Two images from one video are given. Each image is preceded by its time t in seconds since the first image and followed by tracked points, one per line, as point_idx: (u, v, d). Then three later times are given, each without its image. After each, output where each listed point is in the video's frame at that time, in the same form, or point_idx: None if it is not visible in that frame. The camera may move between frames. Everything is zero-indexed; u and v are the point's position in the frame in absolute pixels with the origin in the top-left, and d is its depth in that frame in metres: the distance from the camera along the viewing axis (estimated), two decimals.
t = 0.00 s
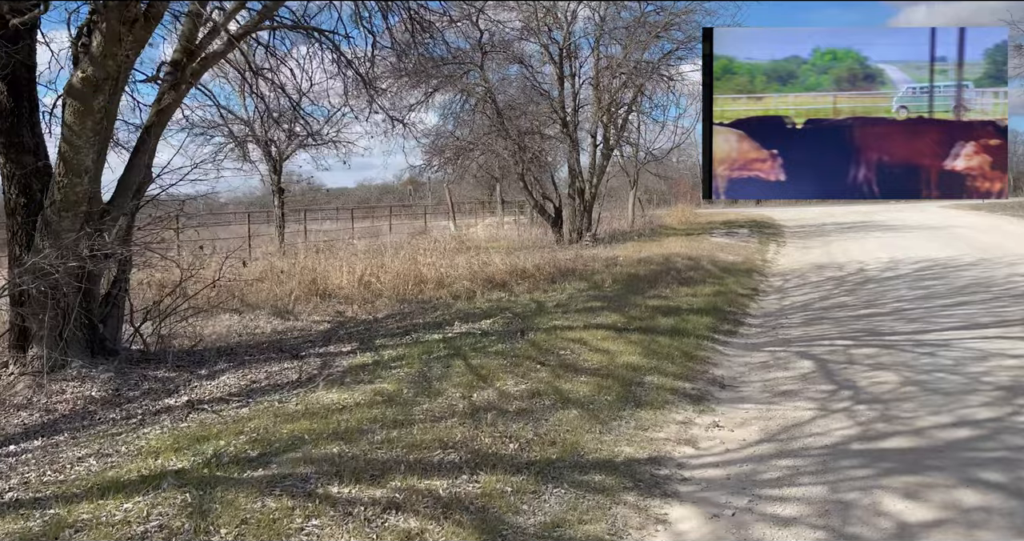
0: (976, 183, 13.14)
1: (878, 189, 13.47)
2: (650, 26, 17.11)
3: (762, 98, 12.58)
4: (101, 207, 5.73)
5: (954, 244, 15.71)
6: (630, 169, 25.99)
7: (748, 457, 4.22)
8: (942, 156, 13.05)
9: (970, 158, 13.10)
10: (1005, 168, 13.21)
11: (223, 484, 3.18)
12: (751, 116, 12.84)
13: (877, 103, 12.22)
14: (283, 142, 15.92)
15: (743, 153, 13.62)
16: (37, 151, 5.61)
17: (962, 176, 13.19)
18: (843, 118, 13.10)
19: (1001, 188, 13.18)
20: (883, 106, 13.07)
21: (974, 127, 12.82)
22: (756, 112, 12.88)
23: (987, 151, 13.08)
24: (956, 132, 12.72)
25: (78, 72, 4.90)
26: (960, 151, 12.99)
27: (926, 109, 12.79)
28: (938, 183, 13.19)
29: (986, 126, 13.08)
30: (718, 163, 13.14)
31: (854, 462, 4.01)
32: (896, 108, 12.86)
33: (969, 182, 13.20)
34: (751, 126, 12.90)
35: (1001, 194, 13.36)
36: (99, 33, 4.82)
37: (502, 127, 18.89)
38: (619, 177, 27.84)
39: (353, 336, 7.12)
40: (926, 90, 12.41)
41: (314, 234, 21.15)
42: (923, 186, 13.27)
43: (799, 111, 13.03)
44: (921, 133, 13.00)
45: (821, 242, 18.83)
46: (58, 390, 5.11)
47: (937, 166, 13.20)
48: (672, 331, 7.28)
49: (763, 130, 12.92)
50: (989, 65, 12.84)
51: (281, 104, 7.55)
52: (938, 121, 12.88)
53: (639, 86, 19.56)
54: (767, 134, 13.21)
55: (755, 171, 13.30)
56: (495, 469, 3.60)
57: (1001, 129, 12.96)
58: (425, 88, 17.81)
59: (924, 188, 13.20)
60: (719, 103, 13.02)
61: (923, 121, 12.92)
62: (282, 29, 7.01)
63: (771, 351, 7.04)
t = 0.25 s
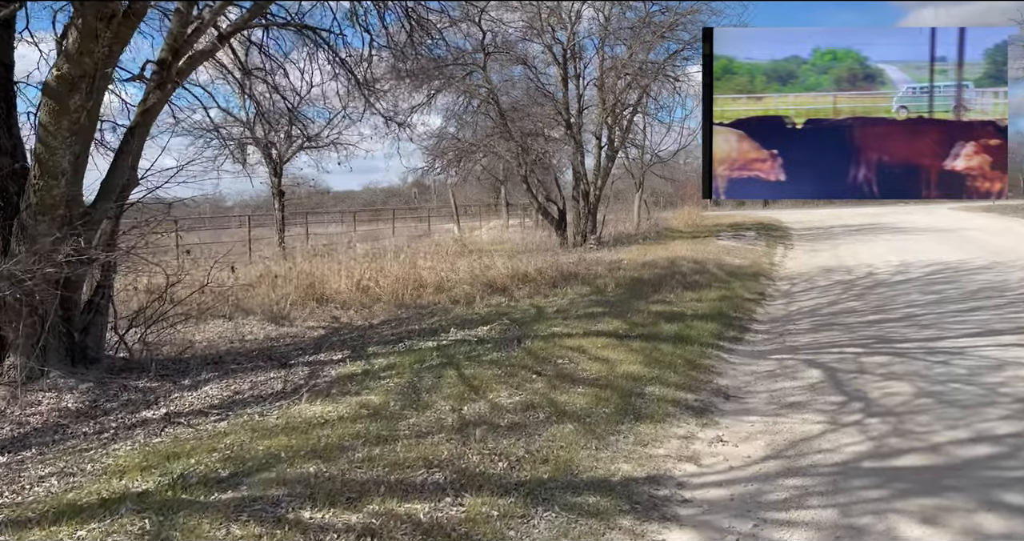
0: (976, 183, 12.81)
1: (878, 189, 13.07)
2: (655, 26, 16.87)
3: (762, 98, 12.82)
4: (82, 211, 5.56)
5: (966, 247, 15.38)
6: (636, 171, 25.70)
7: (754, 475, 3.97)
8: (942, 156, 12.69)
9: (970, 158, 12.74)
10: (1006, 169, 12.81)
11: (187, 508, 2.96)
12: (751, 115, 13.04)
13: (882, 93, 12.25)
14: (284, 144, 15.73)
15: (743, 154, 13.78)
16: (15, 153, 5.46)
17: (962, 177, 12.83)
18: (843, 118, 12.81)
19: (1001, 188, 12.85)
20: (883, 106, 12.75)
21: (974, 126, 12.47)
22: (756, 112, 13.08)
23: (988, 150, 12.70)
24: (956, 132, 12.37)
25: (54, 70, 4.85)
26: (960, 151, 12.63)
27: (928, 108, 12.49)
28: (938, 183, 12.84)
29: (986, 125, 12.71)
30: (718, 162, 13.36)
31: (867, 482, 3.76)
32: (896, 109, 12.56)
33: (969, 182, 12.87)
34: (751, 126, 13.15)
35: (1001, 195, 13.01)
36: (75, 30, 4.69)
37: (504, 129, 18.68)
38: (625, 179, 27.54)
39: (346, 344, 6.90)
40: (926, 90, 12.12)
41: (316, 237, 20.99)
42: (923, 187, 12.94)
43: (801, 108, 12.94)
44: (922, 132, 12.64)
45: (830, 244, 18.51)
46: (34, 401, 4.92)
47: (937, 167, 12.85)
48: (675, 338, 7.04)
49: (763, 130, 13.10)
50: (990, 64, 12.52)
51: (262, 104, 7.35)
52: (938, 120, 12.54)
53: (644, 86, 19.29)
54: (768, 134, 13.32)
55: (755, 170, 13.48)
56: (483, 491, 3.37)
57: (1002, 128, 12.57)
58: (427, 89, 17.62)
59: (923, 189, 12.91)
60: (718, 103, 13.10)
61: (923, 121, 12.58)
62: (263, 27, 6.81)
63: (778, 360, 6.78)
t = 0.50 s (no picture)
0: (976, 183, 12.69)
1: (878, 189, 12.94)
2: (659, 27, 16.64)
3: (762, 97, 12.32)
4: (61, 217, 5.38)
5: (977, 251, 15.08)
6: (641, 174, 25.46)
7: (756, 497, 3.74)
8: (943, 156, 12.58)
9: (970, 158, 12.61)
10: (1005, 168, 12.71)
11: None
12: (750, 116, 12.36)
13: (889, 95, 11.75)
14: (283, 147, 15.56)
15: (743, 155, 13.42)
16: None
17: (962, 177, 12.70)
18: (843, 118, 12.57)
19: (1000, 187, 12.76)
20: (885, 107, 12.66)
21: (974, 126, 12.33)
22: (755, 112, 12.44)
23: (988, 151, 12.58)
24: (957, 132, 12.23)
25: (25, 71, 4.65)
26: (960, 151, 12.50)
27: (929, 109, 12.24)
28: (938, 183, 12.68)
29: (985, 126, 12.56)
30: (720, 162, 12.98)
31: (877, 507, 3.53)
32: (897, 109, 12.33)
33: (969, 182, 12.74)
34: (751, 126, 12.45)
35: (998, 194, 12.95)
36: (47, 30, 4.54)
37: (507, 131, 18.50)
38: (630, 182, 27.30)
39: (337, 352, 6.70)
40: (926, 90, 11.87)
41: (317, 241, 20.86)
42: (923, 187, 12.79)
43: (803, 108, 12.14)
44: (922, 132, 12.49)
45: (838, 248, 18.22)
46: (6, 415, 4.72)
47: (937, 167, 12.71)
48: (676, 347, 6.81)
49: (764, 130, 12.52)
50: (990, 64, 12.33)
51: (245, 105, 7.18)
52: (938, 121, 12.39)
53: (649, 88, 19.05)
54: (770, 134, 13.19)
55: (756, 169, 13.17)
56: (465, 518, 3.15)
57: (1002, 129, 12.41)
58: (428, 91, 17.46)
59: (923, 189, 12.75)
60: (718, 104, 12.62)
61: (923, 121, 12.39)
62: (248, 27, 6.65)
63: (783, 370, 6.54)
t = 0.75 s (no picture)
0: (976, 183, 12.98)
1: (878, 189, 12.83)
2: (660, 27, 16.44)
3: (763, 97, 12.08)
4: (36, 218, 5.21)
5: (986, 253, 14.78)
6: (644, 176, 25.23)
7: (752, 516, 3.51)
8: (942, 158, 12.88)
9: (969, 158, 12.81)
10: (1005, 169, 12.85)
11: None
12: (750, 116, 12.02)
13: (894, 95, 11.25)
14: (281, 149, 15.40)
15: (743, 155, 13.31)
16: None
17: (962, 176, 12.99)
18: (844, 117, 12.41)
19: (1001, 187, 12.94)
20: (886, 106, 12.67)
21: (974, 126, 12.47)
22: (756, 112, 12.11)
23: (988, 151, 12.70)
24: (956, 133, 12.40)
25: None
26: (960, 151, 12.78)
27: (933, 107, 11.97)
28: (938, 183, 13.11)
29: (985, 126, 12.63)
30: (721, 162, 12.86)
31: (882, 527, 3.29)
32: (897, 107, 12.18)
33: (969, 182, 13.03)
34: (751, 126, 12.24)
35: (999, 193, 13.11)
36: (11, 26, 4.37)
37: (507, 133, 18.32)
38: (633, 184, 27.06)
39: (323, 359, 6.50)
40: (927, 90, 11.63)
41: (317, 244, 20.71)
42: (923, 187, 13.26)
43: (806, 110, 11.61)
44: (922, 132, 12.77)
45: (844, 250, 17.94)
46: None
47: (937, 166, 13.04)
48: (674, 353, 6.57)
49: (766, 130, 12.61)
50: (991, 64, 12.09)
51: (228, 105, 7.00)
52: (938, 122, 12.59)
53: (651, 88, 18.83)
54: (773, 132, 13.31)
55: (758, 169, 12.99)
56: None
57: (1002, 129, 12.45)
58: (428, 92, 17.31)
59: (923, 189, 13.19)
60: (718, 104, 12.32)
61: (924, 119, 12.62)
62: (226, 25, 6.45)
63: (786, 377, 6.30)
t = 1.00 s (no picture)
0: (977, 183, 11.33)
1: (878, 189, 12.38)
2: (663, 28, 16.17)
3: (762, 98, 11.88)
4: (9, 226, 5.02)
5: (997, 258, 14.46)
6: (648, 180, 24.97)
7: None
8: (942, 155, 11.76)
9: (971, 158, 11.37)
10: (1006, 168, 11.27)
11: None
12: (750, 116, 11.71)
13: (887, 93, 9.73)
14: (279, 154, 15.24)
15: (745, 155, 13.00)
16: None
17: (962, 176, 11.32)
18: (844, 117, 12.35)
19: (1002, 188, 11.38)
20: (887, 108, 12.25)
21: (974, 128, 11.58)
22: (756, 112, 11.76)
23: (988, 151, 11.12)
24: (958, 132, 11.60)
25: None
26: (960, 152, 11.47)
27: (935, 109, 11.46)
28: (938, 183, 11.77)
29: (982, 127, 11.13)
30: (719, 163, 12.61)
31: None
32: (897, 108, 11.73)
33: (970, 182, 11.35)
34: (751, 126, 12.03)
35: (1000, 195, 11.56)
36: None
37: (508, 137, 18.11)
38: (637, 188, 26.81)
39: (312, 371, 6.29)
40: (928, 89, 11.12)
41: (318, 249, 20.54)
42: (923, 187, 12.03)
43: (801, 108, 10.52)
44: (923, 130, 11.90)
45: (851, 255, 17.63)
46: None
47: (936, 167, 11.92)
48: (675, 367, 6.32)
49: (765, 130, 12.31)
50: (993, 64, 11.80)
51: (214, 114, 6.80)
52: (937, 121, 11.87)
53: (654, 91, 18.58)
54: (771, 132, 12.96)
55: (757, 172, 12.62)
56: None
57: (1004, 128, 10.86)
58: (428, 96, 17.13)
59: (923, 189, 12.00)
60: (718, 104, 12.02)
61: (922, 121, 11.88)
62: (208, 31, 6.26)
63: (791, 391, 6.04)
